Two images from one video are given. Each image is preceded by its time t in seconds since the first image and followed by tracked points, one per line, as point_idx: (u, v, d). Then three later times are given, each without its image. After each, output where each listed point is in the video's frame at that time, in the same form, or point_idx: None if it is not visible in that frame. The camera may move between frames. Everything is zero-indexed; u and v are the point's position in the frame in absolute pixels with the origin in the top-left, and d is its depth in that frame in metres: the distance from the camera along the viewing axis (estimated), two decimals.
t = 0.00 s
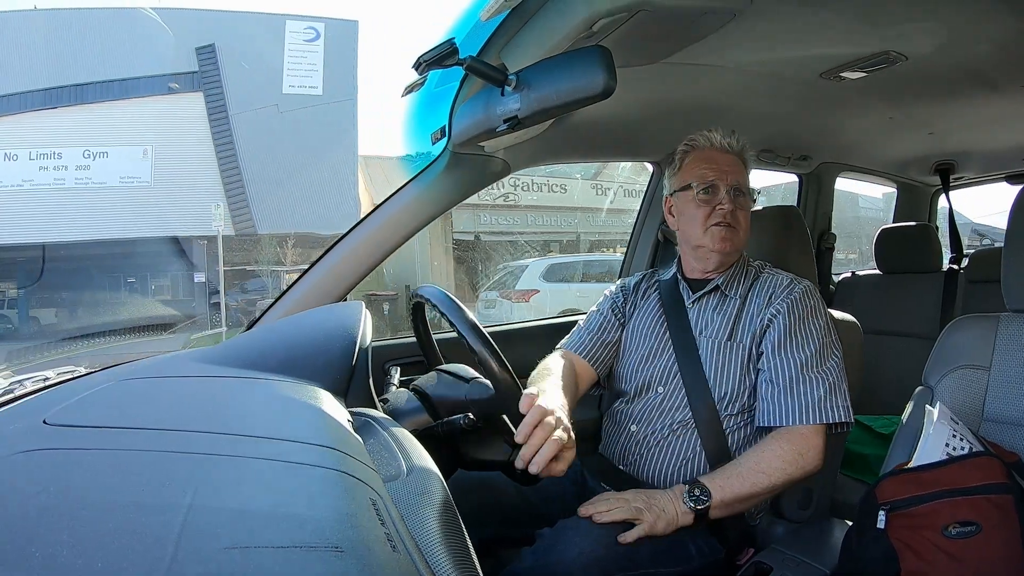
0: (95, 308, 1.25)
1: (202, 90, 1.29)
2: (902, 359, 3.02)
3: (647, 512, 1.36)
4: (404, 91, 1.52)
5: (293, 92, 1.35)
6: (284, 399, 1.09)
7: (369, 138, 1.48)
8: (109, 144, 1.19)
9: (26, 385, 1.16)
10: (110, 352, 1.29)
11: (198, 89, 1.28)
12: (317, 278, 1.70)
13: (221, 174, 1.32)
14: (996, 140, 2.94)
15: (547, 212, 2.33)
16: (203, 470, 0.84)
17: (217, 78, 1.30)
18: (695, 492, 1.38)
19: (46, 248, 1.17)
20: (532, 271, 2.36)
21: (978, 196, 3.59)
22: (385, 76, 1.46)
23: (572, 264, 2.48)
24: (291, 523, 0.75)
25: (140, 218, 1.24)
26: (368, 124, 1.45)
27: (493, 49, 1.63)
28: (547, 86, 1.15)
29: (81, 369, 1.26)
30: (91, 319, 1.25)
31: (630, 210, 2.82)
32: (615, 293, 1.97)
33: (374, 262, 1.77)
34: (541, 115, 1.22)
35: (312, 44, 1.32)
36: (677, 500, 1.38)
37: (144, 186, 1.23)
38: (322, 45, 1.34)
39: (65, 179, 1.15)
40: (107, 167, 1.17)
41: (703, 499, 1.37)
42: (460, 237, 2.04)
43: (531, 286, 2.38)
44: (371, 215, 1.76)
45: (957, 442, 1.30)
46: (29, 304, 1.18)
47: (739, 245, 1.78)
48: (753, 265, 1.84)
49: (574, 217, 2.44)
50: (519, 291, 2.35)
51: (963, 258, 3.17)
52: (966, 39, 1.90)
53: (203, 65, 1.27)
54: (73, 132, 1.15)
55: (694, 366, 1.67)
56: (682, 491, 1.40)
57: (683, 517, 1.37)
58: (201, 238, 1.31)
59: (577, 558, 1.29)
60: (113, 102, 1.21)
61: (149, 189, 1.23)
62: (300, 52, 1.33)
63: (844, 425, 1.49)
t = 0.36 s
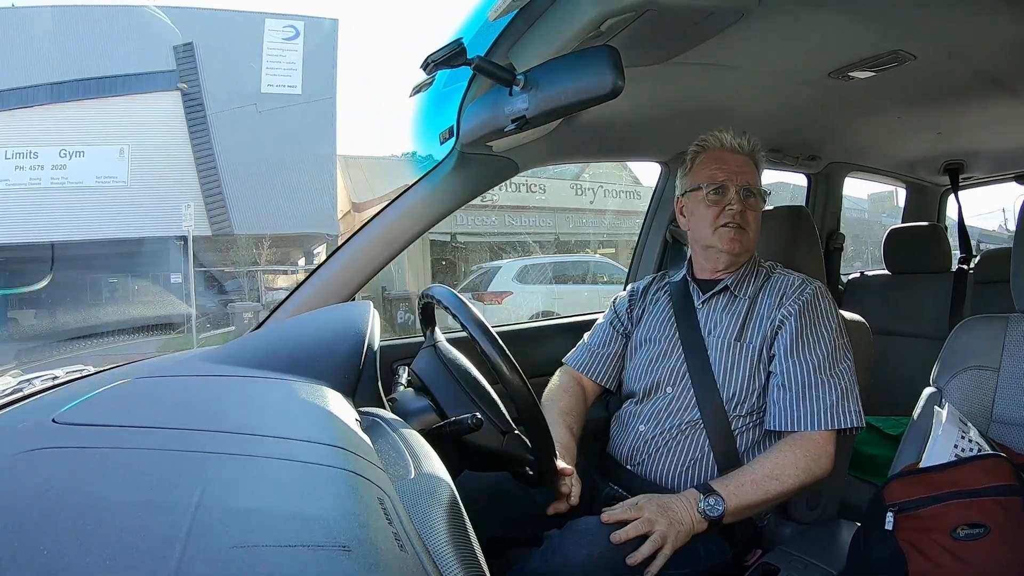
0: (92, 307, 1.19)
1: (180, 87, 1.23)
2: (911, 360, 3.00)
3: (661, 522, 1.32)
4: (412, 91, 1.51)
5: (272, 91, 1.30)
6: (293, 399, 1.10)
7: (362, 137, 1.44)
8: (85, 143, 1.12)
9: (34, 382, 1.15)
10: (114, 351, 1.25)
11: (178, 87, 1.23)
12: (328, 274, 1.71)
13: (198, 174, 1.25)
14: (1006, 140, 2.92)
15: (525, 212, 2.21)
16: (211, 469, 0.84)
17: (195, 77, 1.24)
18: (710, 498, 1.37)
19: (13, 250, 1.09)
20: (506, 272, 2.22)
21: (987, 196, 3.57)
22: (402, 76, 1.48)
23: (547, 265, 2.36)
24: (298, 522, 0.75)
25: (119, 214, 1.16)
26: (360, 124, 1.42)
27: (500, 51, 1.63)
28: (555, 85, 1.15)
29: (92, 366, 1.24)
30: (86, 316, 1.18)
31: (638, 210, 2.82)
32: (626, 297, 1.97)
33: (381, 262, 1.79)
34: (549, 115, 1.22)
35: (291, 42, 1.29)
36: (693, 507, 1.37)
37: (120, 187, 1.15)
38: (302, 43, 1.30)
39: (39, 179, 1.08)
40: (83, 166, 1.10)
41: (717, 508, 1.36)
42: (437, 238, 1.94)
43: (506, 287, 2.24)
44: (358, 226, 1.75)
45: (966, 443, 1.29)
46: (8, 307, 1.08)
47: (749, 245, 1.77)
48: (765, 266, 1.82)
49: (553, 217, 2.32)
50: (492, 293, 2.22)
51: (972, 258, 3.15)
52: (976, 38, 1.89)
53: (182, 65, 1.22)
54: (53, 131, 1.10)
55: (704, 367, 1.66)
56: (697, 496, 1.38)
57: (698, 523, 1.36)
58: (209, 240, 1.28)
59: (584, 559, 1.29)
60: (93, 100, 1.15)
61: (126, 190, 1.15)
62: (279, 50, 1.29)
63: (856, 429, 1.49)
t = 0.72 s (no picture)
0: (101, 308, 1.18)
1: (149, 87, 1.19)
2: (920, 360, 2.98)
3: (673, 527, 1.32)
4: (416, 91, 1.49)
5: (241, 90, 1.25)
6: (302, 399, 1.10)
7: (344, 137, 1.37)
8: (53, 141, 1.07)
9: (43, 381, 1.15)
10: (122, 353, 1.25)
11: (147, 87, 1.19)
12: (335, 275, 1.71)
13: (167, 172, 1.20)
14: (1014, 140, 2.90)
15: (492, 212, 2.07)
16: (219, 468, 0.84)
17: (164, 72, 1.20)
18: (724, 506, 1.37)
19: None
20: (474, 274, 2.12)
21: (995, 196, 3.56)
22: (394, 74, 1.41)
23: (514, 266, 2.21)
24: (306, 522, 0.75)
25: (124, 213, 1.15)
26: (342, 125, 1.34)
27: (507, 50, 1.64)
28: (562, 86, 1.15)
29: (99, 368, 1.24)
30: (90, 318, 1.16)
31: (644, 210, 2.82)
32: (633, 295, 1.95)
33: (389, 261, 1.80)
34: (556, 115, 1.22)
35: (263, 40, 1.22)
36: (708, 512, 1.36)
37: (88, 187, 1.10)
38: (273, 40, 1.24)
39: (5, 179, 1.04)
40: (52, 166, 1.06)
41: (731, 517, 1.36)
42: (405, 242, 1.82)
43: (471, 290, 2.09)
44: (325, 228, 1.56)
45: (974, 444, 1.28)
46: None
47: (740, 241, 1.75)
48: (774, 267, 1.78)
49: (522, 217, 2.17)
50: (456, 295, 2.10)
51: (980, 259, 3.13)
52: (985, 37, 1.88)
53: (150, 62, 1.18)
54: (17, 127, 1.05)
55: (712, 369, 1.65)
56: (712, 502, 1.38)
57: (711, 530, 1.35)
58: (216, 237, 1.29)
59: (591, 559, 1.29)
60: (71, 96, 1.10)
61: (94, 190, 1.11)
62: (251, 47, 1.23)
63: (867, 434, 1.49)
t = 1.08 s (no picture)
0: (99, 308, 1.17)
1: (108, 82, 1.13)
2: (921, 360, 2.98)
3: (676, 529, 1.32)
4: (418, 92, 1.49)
5: (202, 87, 1.21)
6: (305, 399, 1.10)
7: (347, 137, 1.34)
8: (7, 138, 1.02)
9: (43, 382, 1.14)
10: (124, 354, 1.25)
11: (104, 82, 1.12)
12: (338, 273, 1.72)
13: (121, 168, 1.14)
14: (1016, 139, 2.90)
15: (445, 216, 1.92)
16: (221, 468, 0.85)
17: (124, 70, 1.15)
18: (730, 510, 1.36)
19: None
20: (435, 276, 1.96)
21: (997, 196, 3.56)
22: (396, 74, 1.42)
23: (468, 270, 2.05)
24: (307, 522, 0.75)
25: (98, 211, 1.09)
26: (344, 124, 1.31)
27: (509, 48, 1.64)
28: (563, 86, 1.15)
29: (100, 367, 1.23)
30: (76, 321, 1.13)
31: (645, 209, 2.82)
32: (637, 294, 1.96)
33: (390, 261, 1.81)
34: (557, 115, 1.22)
35: (223, 37, 1.19)
36: (711, 514, 1.36)
37: (44, 186, 1.05)
38: (233, 38, 1.20)
39: None
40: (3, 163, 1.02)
41: (736, 521, 1.35)
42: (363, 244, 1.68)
43: (420, 293, 1.94)
44: (285, 232, 1.39)
45: (975, 444, 1.28)
46: None
47: (740, 241, 1.75)
48: (779, 268, 1.78)
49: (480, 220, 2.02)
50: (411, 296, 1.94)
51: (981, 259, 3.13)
52: (986, 36, 1.88)
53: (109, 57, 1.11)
54: None
55: (715, 371, 1.65)
56: (716, 504, 1.37)
57: (714, 533, 1.35)
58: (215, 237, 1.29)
59: (593, 559, 1.29)
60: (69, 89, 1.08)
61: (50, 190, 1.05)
62: (210, 45, 1.19)
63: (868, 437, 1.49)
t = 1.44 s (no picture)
0: (68, 308, 1.13)
1: (50, 76, 1.11)
2: (913, 360, 2.99)
3: (669, 528, 1.32)
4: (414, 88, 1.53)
5: (147, 83, 1.18)
6: (297, 398, 1.10)
7: (345, 137, 1.38)
8: None
9: (35, 381, 1.13)
10: (117, 350, 1.24)
11: (49, 76, 1.11)
12: (328, 274, 1.73)
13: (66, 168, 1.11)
14: (1008, 141, 2.92)
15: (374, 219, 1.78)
16: (213, 466, 0.84)
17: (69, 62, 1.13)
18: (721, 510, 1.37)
19: None
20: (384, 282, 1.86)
21: (990, 197, 3.58)
22: (395, 74, 1.49)
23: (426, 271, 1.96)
24: (300, 521, 0.75)
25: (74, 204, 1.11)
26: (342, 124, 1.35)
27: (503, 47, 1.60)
28: (557, 85, 1.15)
29: (93, 365, 1.22)
30: (70, 320, 1.13)
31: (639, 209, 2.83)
32: (629, 295, 1.96)
33: (383, 260, 1.81)
34: (550, 114, 1.22)
35: (174, 32, 1.17)
36: (703, 512, 1.37)
37: None
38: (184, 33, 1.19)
39: None
40: None
41: (729, 520, 1.36)
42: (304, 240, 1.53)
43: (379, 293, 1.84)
44: (233, 233, 1.32)
45: (967, 444, 1.29)
46: None
47: (690, 253, 1.77)
48: (768, 267, 1.78)
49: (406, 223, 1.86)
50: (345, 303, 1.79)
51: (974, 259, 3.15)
52: (980, 38, 1.89)
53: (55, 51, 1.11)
54: None
55: (706, 371, 1.66)
56: (708, 504, 1.38)
57: (706, 532, 1.36)
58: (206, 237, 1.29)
59: (586, 559, 1.29)
60: (30, 82, 1.08)
61: None
62: (159, 39, 1.17)
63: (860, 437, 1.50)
